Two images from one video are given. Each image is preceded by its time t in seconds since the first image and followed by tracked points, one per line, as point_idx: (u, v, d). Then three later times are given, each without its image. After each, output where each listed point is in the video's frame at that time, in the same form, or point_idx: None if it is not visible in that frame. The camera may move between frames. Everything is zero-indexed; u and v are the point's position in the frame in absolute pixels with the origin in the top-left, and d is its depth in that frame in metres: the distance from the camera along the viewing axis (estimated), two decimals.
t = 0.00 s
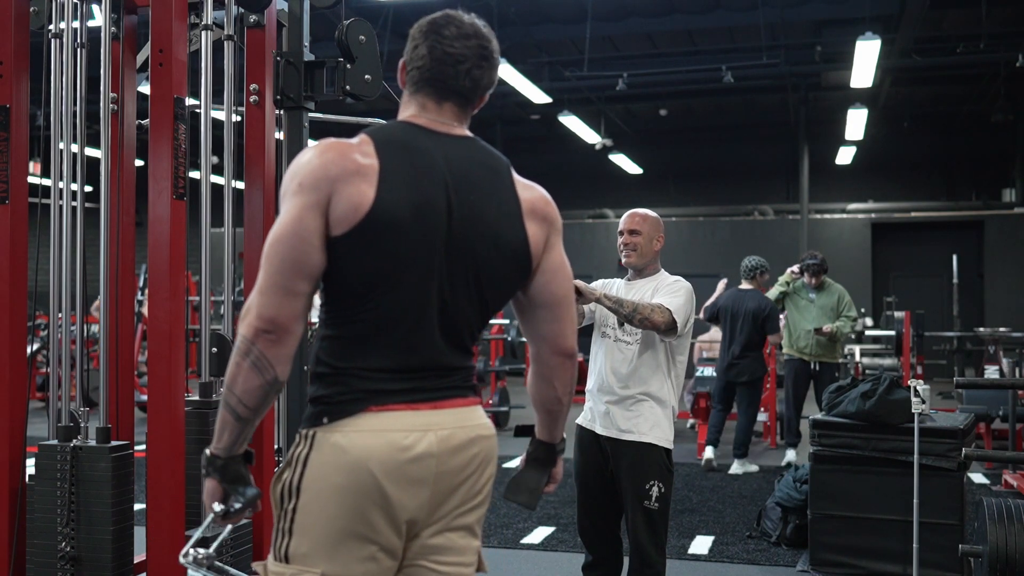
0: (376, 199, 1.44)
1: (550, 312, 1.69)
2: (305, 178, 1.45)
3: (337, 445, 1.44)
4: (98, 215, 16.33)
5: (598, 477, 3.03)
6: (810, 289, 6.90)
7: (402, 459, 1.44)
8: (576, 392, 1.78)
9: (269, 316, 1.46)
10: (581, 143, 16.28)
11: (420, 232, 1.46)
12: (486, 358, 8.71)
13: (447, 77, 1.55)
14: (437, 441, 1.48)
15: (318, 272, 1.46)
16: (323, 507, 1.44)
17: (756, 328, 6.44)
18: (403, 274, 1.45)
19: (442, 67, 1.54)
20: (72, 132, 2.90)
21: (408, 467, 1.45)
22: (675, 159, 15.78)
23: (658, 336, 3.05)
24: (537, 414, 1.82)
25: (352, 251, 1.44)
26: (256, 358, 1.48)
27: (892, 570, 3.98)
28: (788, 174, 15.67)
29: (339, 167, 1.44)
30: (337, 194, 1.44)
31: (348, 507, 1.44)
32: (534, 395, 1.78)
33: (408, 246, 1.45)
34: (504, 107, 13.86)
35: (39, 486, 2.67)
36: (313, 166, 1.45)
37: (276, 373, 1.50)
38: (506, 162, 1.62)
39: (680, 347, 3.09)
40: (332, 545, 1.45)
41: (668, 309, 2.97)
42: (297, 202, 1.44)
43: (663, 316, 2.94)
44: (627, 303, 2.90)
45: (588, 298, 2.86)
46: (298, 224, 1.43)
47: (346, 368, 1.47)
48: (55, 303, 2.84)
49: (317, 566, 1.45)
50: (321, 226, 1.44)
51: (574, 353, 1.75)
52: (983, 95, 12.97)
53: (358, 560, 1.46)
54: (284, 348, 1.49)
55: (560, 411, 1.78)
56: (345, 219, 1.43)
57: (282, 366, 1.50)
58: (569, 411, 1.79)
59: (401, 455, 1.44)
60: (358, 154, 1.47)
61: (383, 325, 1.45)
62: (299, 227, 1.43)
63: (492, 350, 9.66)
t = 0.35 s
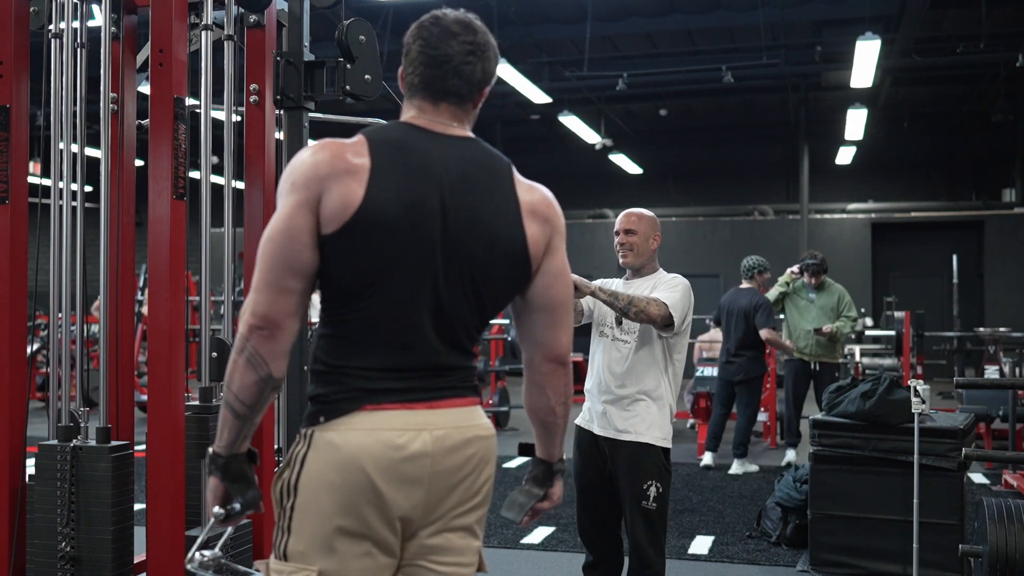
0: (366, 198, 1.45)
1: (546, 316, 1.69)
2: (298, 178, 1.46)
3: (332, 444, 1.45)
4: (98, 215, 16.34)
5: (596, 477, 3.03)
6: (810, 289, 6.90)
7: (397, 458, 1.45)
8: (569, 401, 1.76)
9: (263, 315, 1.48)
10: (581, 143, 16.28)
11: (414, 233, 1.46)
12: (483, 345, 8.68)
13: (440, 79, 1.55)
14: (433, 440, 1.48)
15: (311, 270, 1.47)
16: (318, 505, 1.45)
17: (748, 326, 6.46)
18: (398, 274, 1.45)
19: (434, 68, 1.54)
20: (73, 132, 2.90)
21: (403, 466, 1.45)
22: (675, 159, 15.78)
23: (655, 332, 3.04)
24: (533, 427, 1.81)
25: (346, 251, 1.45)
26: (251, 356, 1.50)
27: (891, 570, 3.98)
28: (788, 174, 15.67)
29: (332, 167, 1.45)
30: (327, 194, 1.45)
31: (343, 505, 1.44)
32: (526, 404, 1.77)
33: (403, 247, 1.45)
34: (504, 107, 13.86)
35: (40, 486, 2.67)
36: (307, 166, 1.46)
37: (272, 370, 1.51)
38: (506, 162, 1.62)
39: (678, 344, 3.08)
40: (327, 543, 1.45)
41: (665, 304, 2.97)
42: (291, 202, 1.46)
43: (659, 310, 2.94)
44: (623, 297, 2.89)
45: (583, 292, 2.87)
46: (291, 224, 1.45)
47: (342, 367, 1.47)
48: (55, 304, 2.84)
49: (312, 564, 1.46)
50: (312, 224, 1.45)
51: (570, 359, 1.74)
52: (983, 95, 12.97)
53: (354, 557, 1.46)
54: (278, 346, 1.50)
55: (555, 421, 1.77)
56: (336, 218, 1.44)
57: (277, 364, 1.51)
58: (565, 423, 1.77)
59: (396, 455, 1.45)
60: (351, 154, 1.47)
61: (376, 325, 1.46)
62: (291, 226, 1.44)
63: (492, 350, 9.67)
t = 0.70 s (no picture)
0: (370, 196, 1.45)
1: (553, 311, 1.68)
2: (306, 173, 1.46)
3: (341, 444, 1.45)
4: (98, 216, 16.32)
5: (597, 476, 3.03)
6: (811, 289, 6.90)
7: (407, 460, 1.45)
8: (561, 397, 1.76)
9: (267, 309, 1.48)
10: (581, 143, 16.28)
11: (421, 230, 1.46)
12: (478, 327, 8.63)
13: (441, 77, 1.55)
14: (442, 441, 1.48)
15: (317, 267, 1.47)
16: (324, 505, 1.45)
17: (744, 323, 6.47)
18: (404, 271, 1.45)
19: (439, 61, 1.54)
20: (72, 133, 2.90)
21: (413, 468, 1.45)
22: (675, 159, 15.77)
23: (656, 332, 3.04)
24: (510, 422, 1.79)
25: (352, 250, 1.45)
26: (255, 353, 1.50)
27: (892, 570, 3.98)
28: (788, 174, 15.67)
29: (338, 165, 1.45)
30: (333, 193, 1.45)
31: (349, 506, 1.44)
32: (521, 400, 1.75)
33: (411, 249, 1.45)
34: (504, 107, 13.86)
35: (40, 486, 2.67)
36: (313, 164, 1.46)
37: (276, 366, 1.51)
38: (514, 159, 1.62)
39: (679, 344, 3.08)
40: (335, 543, 1.46)
41: (666, 304, 2.96)
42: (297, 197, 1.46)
43: (661, 310, 2.94)
44: (624, 295, 2.89)
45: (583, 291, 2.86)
46: (296, 220, 1.45)
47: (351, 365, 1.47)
48: (55, 304, 2.84)
49: (318, 564, 1.46)
50: (318, 222, 1.45)
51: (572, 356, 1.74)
52: (984, 95, 12.96)
53: (362, 557, 1.47)
54: (283, 342, 1.50)
55: (538, 418, 1.76)
56: (341, 216, 1.45)
57: (282, 360, 1.51)
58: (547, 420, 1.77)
59: (406, 457, 1.45)
60: (355, 153, 1.47)
61: (384, 323, 1.46)
62: (298, 225, 1.45)
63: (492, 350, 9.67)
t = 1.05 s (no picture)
0: (403, 189, 1.45)
1: (556, 307, 1.70)
2: (333, 165, 1.45)
3: (371, 445, 1.44)
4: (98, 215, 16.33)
5: (597, 476, 3.04)
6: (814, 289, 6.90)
7: (438, 464, 1.45)
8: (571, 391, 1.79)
9: (290, 303, 1.45)
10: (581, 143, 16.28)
11: (442, 228, 1.46)
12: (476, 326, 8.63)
13: (437, 75, 1.55)
14: (468, 444, 1.49)
15: (341, 262, 1.45)
16: (344, 505, 1.44)
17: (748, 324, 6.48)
18: (430, 269, 1.46)
19: (440, 64, 1.55)
20: (72, 132, 2.90)
21: (442, 471, 1.46)
22: (675, 159, 15.77)
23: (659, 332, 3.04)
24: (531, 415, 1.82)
25: (381, 243, 1.45)
26: (277, 349, 1.47)
27: (892, 570, 3.98)
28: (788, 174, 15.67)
29: (365, 157, 1.45)
30: (364, 183, 1.44)
31: (371, 507, 1.43)
32: (534, 395, 1.78)
33: (434, 249, 1.46)
34: (504, 107, 13.85)
35: (40, 487, 2.67)
36: (338, 156, 1.45)
37: (298, 364, 1.50)
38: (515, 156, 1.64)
39: (681, 346, 3.08)
40: (358, 544, 1.44)
41: (667, 305, 2.96)
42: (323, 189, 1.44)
43: (661, 311, 2.94)
44: (624, 296, 2.90)
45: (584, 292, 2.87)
46: (324, 212, 1.43)
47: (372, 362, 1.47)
48: (55, 304, 2.84)
49: (338, 565, 1.45)
50: (348, 213, 1.44)
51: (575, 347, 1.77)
52: (984, 95, 12.96)
53: (382, 560, 1.46)
54: (306, 339, 1.48)
55: (554, 410, 1.79)
56: (371, 208, 1.44)
57: (303, 357, 1.50)
58: (564, 411, 1.79)
59: (436, 460, 1.45)
60: (381, 145, 1.48)
61: (410, 318, 1.46)
62: (327, 215, 1.42)
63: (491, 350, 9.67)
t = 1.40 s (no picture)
0: (429, 187, 1.47)
1: (535, 300, 1.76)
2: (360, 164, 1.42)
3: (393, 444, 1.43)
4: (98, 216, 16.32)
5: (597, 476, 3.04)
6: (820, 289, 6.90)
7: (457, 462, 1.46)
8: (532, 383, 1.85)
9: (321, 306, 1.39)
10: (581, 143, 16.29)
11: (456, 233, 1.48)
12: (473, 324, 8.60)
13: (421, 70, 1.57)
14: (481, 443, 1.50)
15: (371, 263, 1.42)
16: (371, 506, 1.42)
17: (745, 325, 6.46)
18: (447, 274, 1.47)
19: (431, 63, 1.58)
20: (72, 133, 2.90)
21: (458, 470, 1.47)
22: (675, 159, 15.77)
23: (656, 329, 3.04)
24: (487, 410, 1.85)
25: (407, 242, 1.44)
26: (313, 356, 1.40)
27: (892, 570, 3.98)
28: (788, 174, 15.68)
29: (388, 157, 1.44)
30: (392, 183, 1.44)
31: (398, 506, 1.43)
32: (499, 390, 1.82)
33: (449, 252, 1.47)
34: (504, 107, 13.85)
35: (40, 486, 2.67)
36: (358, 156, 1.43)
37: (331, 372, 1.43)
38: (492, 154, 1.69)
39: (681, 342, 3.08)
40: (379, 545, 1.43)
41: (661, 298, 2.97)
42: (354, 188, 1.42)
43: (655, 303, 2.94)
44: (618, 290, 2.90)
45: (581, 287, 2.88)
46: (361, 209, 1.40)
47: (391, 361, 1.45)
48: (55, 304, 2.84)
49: (356, 568, 1.43)
50: (377, 212, 1.42)
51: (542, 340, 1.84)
52: (984, 95, 12.95)
53: (399, 559, 1.45)
54: (340, 344, 1.42)
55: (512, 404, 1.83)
56: (402, 207, 1.44)
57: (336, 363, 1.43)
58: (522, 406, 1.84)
59: (455, 459, 1.46)
60: (395, 144, 1.47)
61: (430, 314, 1.46)
62: (359, 216, 1.40)
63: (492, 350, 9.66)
